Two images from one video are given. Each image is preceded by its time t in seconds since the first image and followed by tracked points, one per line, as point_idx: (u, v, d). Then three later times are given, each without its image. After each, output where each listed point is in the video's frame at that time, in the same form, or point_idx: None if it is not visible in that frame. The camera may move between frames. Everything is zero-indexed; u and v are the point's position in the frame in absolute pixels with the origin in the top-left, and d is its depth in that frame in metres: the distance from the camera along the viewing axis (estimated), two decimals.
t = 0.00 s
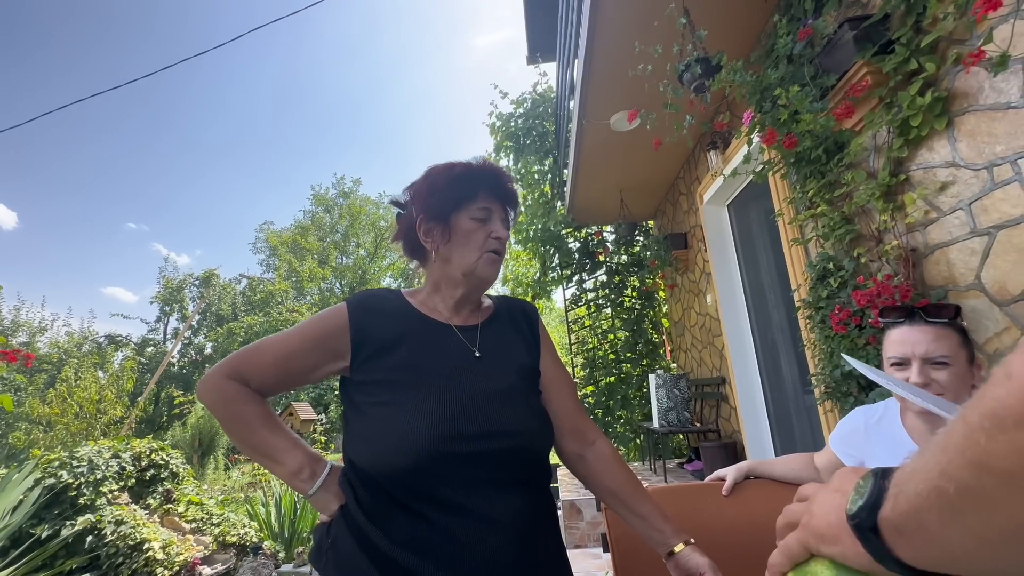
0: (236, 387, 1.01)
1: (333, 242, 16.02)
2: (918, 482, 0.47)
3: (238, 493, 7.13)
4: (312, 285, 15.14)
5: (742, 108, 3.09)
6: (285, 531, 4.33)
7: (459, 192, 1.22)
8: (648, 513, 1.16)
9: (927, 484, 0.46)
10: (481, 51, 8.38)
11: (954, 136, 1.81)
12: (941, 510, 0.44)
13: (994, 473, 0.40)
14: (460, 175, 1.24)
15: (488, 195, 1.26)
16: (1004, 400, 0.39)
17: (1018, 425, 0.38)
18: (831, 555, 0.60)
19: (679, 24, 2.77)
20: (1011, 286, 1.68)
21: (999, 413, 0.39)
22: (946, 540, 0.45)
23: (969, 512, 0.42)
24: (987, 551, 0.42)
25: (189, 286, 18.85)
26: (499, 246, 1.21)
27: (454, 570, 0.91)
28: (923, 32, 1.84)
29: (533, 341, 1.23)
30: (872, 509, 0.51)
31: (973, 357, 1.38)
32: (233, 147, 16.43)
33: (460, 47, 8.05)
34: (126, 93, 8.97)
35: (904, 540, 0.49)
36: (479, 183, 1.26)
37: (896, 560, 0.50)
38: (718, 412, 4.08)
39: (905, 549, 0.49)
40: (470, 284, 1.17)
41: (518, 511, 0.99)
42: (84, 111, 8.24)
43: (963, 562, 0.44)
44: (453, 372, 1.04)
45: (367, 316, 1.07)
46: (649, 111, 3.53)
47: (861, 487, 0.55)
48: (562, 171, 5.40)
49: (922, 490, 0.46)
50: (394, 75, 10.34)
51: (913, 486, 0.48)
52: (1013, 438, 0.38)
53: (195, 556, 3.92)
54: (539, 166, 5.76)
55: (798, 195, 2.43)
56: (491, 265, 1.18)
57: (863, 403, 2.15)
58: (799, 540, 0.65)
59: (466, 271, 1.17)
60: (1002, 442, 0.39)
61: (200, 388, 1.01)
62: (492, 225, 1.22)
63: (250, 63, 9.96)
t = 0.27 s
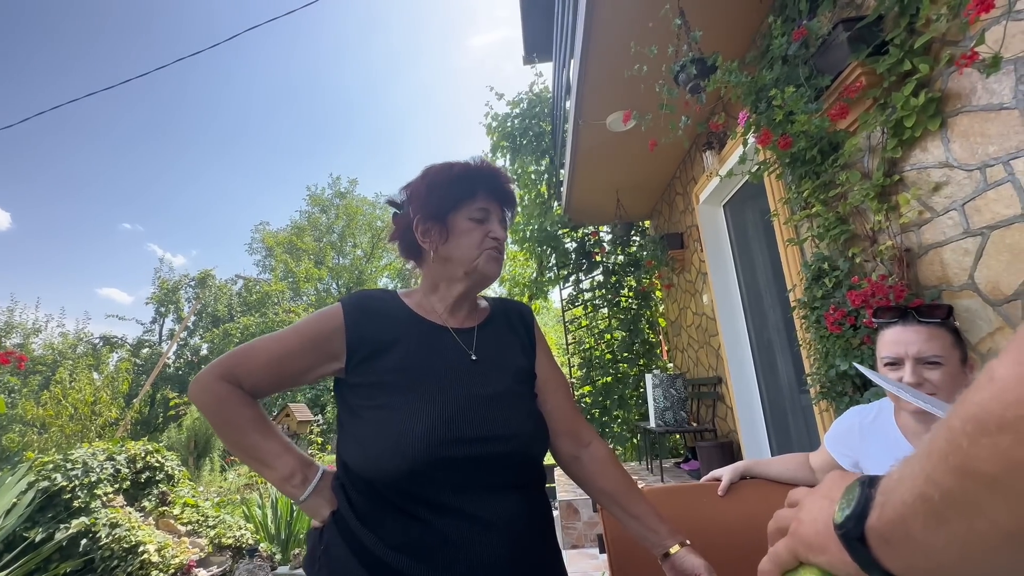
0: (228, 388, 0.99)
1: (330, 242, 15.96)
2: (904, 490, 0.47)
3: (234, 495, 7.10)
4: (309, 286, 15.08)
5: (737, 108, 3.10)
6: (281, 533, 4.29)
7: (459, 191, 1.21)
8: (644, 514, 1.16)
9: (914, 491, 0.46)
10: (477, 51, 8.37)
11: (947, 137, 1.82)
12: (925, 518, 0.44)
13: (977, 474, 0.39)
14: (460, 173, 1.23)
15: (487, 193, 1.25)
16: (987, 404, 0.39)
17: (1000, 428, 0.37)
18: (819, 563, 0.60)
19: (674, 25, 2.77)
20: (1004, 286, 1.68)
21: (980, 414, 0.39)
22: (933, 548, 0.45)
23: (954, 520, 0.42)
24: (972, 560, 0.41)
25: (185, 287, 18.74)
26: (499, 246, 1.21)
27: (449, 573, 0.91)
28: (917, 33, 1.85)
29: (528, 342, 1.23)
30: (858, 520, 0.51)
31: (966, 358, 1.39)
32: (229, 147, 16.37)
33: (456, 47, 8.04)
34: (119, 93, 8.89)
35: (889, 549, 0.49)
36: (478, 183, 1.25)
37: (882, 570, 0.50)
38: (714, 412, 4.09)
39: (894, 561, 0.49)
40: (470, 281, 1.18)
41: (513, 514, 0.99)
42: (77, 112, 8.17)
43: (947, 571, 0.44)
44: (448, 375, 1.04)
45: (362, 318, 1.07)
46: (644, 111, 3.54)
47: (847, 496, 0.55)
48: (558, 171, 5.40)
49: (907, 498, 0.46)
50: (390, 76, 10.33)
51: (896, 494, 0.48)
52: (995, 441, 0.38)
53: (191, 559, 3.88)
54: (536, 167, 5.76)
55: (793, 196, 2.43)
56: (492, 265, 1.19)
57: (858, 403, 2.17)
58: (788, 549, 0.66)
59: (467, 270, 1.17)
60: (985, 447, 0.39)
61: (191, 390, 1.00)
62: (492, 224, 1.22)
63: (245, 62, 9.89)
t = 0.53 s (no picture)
0: (225, 390, 1.00)
1: (327, 242, 15.88)
2: (914, 514, 0.46)
3: (231, 496, 7.08)
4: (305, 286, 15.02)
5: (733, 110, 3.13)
6: (278, 533, 4.29)
7: (464, 200, 1.21)
8: (639, 514, 1.18)
9: (923, 517, 0.45)
10: (475, 50, 8.35)
11: (940, 139, 1.84)
12: (932, 547, 0.43)
13: (990, 503, 0.38)
14: (467, 182, 1.23)
15: (492, 205, 1.25)
16: (994, 429, 0.38)
17: (1012, 454, 0.36)
18: None
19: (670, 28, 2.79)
20: (996, 287, 1.71)
21: (989, 438, 0.38)
22: None
23: (967, 551, 0.41)
24: None
25: (182, 288, 18.58)
26: (496, 261, 1.21)
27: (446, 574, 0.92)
28: (910, 37, 1.87)
29: (525, 344, 1.24)
30: (863, 545, 0.50)
31: (956, 358, 1.41)
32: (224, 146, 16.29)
33: (454, 46, 8.02)
34: (112, 92, 8.81)
35: None
36: (486, 194, 1.25)
37: None
38: (710, 411, 4.10)
39: None
40: (462, 293, 1.18)
41: (511, 515, 1.00)
42: (70, 111, 8.10)
43: None
44: (445, 377, 1.04)
45: (359, 320, 1.08)
46: (641, 112, 3.56)
47: (851, 520, 0.54)
48: (555, 172, 5.41)
49: (918, 524, 0.45)
50: (387, 75, 10.28)
51: (905, 520, 0.47)
52: (1007, 468, 0.37)
53: (187, 560, 3.90)
54: (533, 167, 5.77)
55: (788, 197, 2.45)
56: (487, 277, 1.20)
57: (852, 403, 2.19)
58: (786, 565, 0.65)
59: (462, 280, 1.17)
60: (995, 472, 0.38)
61: (188, 392, 1.00)
62: (492, 238, 1.22)
63: (240, 60, 9.81)
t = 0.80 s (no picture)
0: (223, 385, 1.00)
1: (324, 241, 15.83)
2: (951, 516, 0.40)
3: (227, 495, 7.05)
4: (303, 285, 14.97)
5: (731, 109, 3.13)
6: (275, 532, 4.29)
7: (469, 197, 1.20)
8: (638, 510, 1.18)
9: (963, 519, 0.38)
10: (473, 49, 8.34)
11: (936, 138, 1.85)
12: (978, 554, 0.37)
13: None
14: (472, 178, 1.23)
15: (496, 202, 1.25)
16: None
17: None
18: None
19: (669, 26, 2.79)
20: (992, 285, 1.71)
21: None
22: None
23: (1017, 555, 0.35)
24: None
25: (178, 285, 18.02)
26: (500, 258, 1.22)
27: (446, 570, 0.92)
28: (907, 36, 1.87)
29: (524, 340, 1.24)
30: (901, 549, 0.41)
31: (952, 355, 1.41)
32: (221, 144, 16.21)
33: (453, 45, 8.00)
34: (109, 89, 8.75)
35: None
36: (491, 190, 1.25)
37: None
38: (708, 410, 4.11)
39: None
40: (466, 290, 1.18)
41: (510, 512, 1.00)
42: (66, 107, 8.05)
43: None
44: (444, 373, 1.04)
45: (358, 315, 1.08)
46: (639, 111, 3.56)
47: (892, 516, 0.44)
48: (554, 171, 5.40)
49: (956, 526, 0.39)
50: (386, 74, 10.25)
51: (945, 524, 0.40)
52: None
53: (184, 558, 3.88)
54: (531, 166, 5.77)
55: (785, 196, 2.45)
56: (490, 276, 1.21)
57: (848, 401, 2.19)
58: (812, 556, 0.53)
59: (466, 277, 1.17)
60: None
61: (185, 387, 1.00)
62: (497, 235, 1.22)
63: (237, 57, 9.76)
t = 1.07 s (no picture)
0: (220, 383, 1.00)
1: (323, 240, 15.81)
2: None
3: (225, 494, 7.05)
4: (301, 284, 14.95)
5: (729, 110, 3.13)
6: (273, 531, 4.30)
7: (476, 199, 1.20)
8: (637, 510, 1.18)
9: None
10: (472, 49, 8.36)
11: (934, 140, 1.85)
12: None
13: None
14: (479, 179, 1.23)
15: (501, 205, 1.25)
16: None
17: None
18: None
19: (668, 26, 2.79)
20: (988, 286, 1.73)
21: None
22: None
23: None
24: None
25: (175, 284, 18.32)
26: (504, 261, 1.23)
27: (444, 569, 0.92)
28: (905, 38, 1.88)
29: (522, 340, 1.24)
30: None
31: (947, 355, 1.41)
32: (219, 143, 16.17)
33: (451, 44, 8.01)
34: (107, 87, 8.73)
35: None
36: (497, 192, 1.25)
37: None
38: (705, 410, 4.12)
39: None
40: (470, 291, 1.19)
41: (509, 511, 1.00)
42: (64, 105, 8.02)
43: None
44: (442, 372, 1.04)
45: (357, 314, 1.08)
46: (638, 111, 3.56)
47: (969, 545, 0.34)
48: (552, 171, 5.41)
49: None
50: (384, 73, 10.26)
51: None
52: None
53: (181, 556, 3.88)
54: (530, 166, 5.78)
55: (784, 197, 2.46)
56: (493, 278, 1.22)
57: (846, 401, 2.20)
58: None
59: (470, 279, 1.18)
60: None
61: (182, 385, 0.99)
62: (501, 238, 1.23)
63: (236, 55, 9.73)
